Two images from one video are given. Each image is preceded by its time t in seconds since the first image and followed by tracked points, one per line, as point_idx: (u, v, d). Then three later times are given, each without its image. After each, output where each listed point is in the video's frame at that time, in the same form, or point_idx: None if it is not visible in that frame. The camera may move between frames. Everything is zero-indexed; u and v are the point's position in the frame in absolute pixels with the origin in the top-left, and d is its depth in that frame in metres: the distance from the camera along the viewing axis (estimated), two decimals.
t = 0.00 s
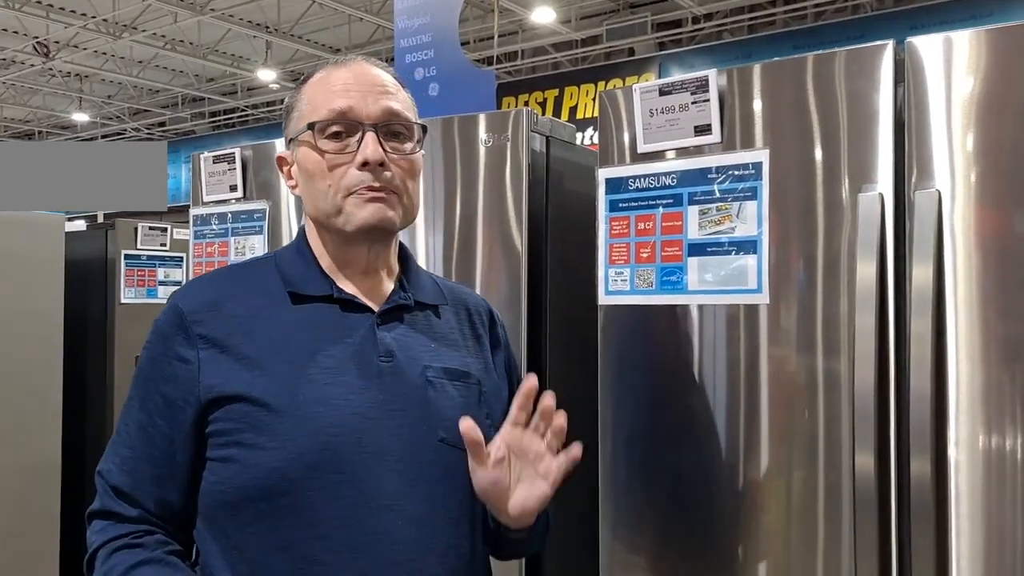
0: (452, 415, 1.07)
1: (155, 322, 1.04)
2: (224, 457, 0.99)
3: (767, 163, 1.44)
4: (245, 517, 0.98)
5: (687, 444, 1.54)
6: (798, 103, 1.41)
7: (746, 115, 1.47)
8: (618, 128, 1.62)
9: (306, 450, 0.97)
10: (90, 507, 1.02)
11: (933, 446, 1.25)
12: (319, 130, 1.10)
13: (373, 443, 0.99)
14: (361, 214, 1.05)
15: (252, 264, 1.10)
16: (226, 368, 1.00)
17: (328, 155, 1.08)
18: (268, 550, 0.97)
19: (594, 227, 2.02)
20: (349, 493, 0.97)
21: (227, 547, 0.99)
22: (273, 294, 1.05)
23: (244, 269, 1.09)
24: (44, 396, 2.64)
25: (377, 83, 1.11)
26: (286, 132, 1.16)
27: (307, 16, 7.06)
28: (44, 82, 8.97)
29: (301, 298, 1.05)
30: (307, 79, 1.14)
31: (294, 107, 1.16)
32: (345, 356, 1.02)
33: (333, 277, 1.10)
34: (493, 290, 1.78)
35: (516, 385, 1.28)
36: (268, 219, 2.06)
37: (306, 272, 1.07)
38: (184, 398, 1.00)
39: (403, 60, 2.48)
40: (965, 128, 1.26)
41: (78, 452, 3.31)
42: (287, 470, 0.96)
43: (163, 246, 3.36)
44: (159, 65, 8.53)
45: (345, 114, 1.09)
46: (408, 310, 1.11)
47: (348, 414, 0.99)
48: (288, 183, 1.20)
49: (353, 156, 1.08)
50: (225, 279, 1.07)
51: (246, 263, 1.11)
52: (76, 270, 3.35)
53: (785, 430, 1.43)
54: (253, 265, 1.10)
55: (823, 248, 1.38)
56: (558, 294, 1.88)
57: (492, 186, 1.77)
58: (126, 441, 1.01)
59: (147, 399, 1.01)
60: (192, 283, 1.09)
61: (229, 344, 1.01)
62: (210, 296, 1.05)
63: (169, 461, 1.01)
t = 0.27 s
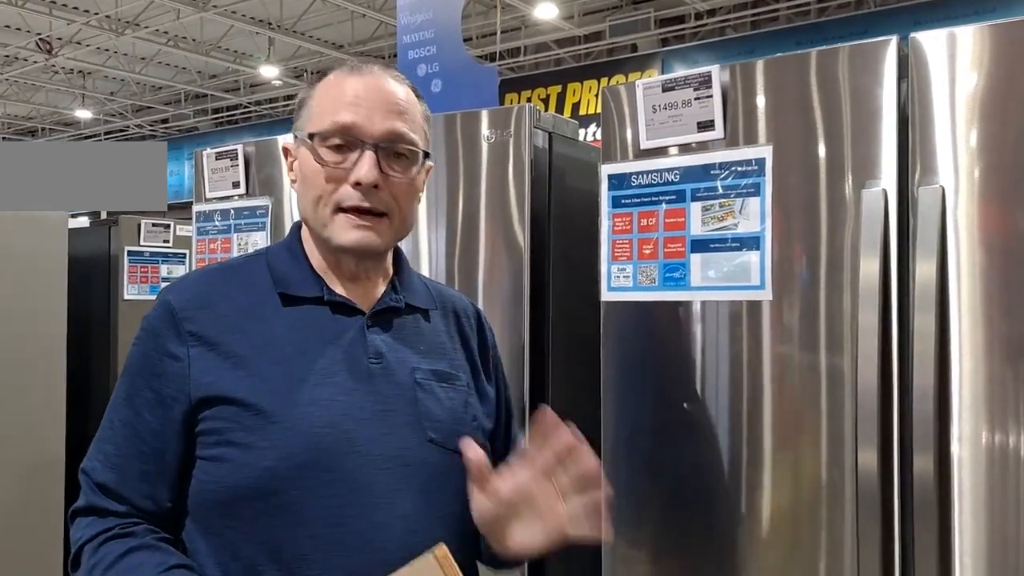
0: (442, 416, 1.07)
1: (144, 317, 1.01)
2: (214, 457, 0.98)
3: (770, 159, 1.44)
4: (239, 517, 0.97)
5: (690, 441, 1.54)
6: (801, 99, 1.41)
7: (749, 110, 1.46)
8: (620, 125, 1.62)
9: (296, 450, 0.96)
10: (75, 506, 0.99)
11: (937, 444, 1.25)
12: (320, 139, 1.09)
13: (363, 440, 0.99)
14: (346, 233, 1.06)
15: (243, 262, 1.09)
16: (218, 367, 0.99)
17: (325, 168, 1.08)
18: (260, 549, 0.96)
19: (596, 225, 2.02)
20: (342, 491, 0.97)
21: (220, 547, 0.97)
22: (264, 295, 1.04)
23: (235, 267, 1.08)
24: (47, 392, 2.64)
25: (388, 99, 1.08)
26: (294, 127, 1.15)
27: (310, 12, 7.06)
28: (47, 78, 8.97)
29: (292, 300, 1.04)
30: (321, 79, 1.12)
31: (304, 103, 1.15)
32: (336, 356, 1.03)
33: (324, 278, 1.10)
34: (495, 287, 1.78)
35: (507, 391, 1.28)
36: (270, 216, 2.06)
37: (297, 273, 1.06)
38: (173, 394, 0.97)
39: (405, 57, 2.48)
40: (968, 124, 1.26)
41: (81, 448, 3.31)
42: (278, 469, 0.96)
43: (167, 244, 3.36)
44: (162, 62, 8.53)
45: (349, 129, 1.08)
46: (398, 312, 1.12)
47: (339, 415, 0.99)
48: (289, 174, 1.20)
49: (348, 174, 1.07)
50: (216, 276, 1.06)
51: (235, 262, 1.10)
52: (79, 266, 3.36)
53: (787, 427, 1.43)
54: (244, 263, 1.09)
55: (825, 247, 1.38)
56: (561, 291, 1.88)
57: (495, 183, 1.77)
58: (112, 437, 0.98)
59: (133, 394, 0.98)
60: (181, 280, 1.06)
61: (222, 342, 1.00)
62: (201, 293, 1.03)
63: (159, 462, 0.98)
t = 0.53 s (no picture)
0: (434, 420, 1.05)
1: (141, 308, 1.01)
2: (203, 451, 0.98)
3: (771, 154, 1.43)
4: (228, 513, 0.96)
5: (691, 437, 1.53)
6: (802, 94, 1.41)
7: (751, 105, 1.46)
8: (622, 119, 1.62)
9: (284, 448, 0.96)
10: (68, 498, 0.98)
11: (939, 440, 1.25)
12: (341, 148, 1.05)
13: (350, 439, 0.99)
14: (369, 243, 1.04)
15: (239, 257, 1.09)
16: (208, 362, 0.98)
17: (347, 177, 1.05)
18: (248, 545, 0.96)
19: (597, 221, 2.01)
20: (328, 490, 0.97)
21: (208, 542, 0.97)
22: (259, 292, 1.04)
23: (231, 261, 1.07)
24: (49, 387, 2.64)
25: (409, 108, 1.06)
26: (301, 127, 1.10)
27: (312, 8, 7.06)
28: (49, 75, 8.98)
29: (288, 298, 1.03)
30: (333, 81, 1.07)
31: (313, 103, 1.10)
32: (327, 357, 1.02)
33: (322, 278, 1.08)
34: (496, 283, 1.78)
35: (500, 395, 1.28)
36: (272, 212, 2.06)
37: (294, 271, 1.05)
38: (168, 386, 0.97)
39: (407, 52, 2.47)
40: (971, 119, 1.25)
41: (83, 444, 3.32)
42: (267, 466, 0.96)
43: (168, 239, 3.38)
44: (164, 58, 8.53)
45: (372, 139, 1.04)
46: (394, 315, 1.10)
47: (327, 414, 0.99)
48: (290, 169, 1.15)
49: (371, 184, 1.05)
50: (212, 269, 1.05)
51: (231, 255, 1.09)
52: (81, 262, 3.36)
53: (788, 423, 1.43)
54: (240, 257, 1.08)
55: (825, 243, 1.38)
56: (562, 287, 1.88)
57: (496, 179, 1.77)
58: (105, 428, 0.97)
59: (128, 385, 0.97)
60: (178, 272, 1.06)
61: (214, 337, 0.99)
62: (195, 286, 1.03)
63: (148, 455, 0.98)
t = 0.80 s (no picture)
0: (424, 418, 1.05)
1: (132, 302, 1.01)
2: (191, 447, 0.97)
3: (768, 150, 1.43)
4: (216, 510, 0.96)
5: (688, 433, 1.53)
6: (800, 91, 1.41)
7: (748, 102, 1.46)
8: (618, 115, 1.61)
9: (274, 445, 0.96)
10: (58, 490, 0.97)
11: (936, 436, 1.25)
12: (331, 144, 1.04)
13: (339, 437, 0.98)
14: (359, 240, 1.04)
15: (232, 252, 1.08)
16: (197, 357, 0.98)
17: (336, 173, 1.04)
18: (236, 542, 0.96)
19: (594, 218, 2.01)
20: (317, 488, 0.96)
21: (197, 540, 0.97)
22: (249, 288, 1.03)
23: (223, 256, 1.07)
24: (45, 385, 2.64)
25: (398, 103, 1.05)
26: (291, 123, 1.10)
27: (310, 5, 7.05)
28: (47, 72, 8.96)
29: (280, 294, 1.03)
30: (323, 76, 1.07)
31: (303, 98, 1.09)
32: (318, 354, 1.01)
33: (313, 274, 1.08)
34: (493, 280, 1.77)
35: (494, 392, 1.27)
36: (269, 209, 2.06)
37: (286, 267, 1.05)
38: (157, 381, 0.97)
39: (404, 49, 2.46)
40: (968, 116, 1.25)
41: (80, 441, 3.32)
42: (256, 463, 0.95)
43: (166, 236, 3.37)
44: (161, 54, 8.51)
45: (361, 134, 1.04)
46: (387, 313, 1.09)
47: (317, 411, 0.98)
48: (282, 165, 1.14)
49: (360, 180, 1.04)
50: (203, 264, 1.05)
51: (223, 250, 1.09)
52: (79, 259, 3.36)
53: (785, 420, 1.43)
54: (232, 252, 1.08)
55: (820, 239, 1.38)
56: (559, 283, 1.87)
57: (493, 176, 1.77)
58: (93, 421, 0.97)
59: (117, 379, 0.97)
60: (171, 267, 1.06)
61: (204, 333, 0.99)
62: (186, 280, 1.02)
63: (139, 451, 0.97)
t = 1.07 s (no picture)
0: (415, 413, 1.05)
1: (114, 303, 0.99)
2: (180, 448, 0.96)
3: (762, 148, 1.43)
4: (205, 511, 0.95)
5: (682, 431, 1.54)
6: (794, 88, 1.40)
7: (743, 99, 1.46)
8: (613, 113, 1.61)
9: (264, 444, 0.95)
10: (45, 496, 0.96)
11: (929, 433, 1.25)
12: (305, 131, 1.04)
13: (330, 436, 0.98)
14: (336, 226, 1.03)
15: (217, 249, 1.07)
16: (184, 357, 0.97)
17: (312, 161, 1.03)
18: (226, 543, 0.95)
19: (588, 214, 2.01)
20: (308, 487, 0.96)
21: (186, 542, 0.96)
22: (236, 285, 1.02)
23: (207, 254, 1.05)
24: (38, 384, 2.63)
25: (372, 88, 1.04)
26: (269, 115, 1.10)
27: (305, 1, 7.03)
28: (39, 67, 8.92)
29: (266, 291, 1.02)
30: (298, 65, 1.06)
31: (280, 89, 1.09)
32: (309, 351, 1.01)
33: (299, 269, 1.07)
34: (488, 278, 1.77)
35: (483, 388, 1.27)
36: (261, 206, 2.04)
37: (272, 262, 1.04)
38: (145, 381, 0.96)
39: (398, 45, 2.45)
40: (963, 114, 1.25)
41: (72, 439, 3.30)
42: (246, 463, 0.94)
43: (158, 233, 3.37)
44: (155, 50, 8.48)
45: (335, 120, 1.03)
46: (375, 307, 1.09)
47: (308, 408, 0.98)
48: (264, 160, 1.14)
49: (336, 166, 1.03)
50: (187, 262, 1.04)
51: (208, 248, 1.07)
52: (70, 257, 3.34)
53: (778, 417, 1.43)
54: (216, 250, 1.07)
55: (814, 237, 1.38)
56: (553, 280, 1.87)
57: (488, 173, 1.76)
58: (79, 424, 0.95)
59: (101, 382, 0.96)
60: (152, 266, 1.04)
61: (190, 332, 0.98)
62: (169, 279, 1.01)
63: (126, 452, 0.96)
